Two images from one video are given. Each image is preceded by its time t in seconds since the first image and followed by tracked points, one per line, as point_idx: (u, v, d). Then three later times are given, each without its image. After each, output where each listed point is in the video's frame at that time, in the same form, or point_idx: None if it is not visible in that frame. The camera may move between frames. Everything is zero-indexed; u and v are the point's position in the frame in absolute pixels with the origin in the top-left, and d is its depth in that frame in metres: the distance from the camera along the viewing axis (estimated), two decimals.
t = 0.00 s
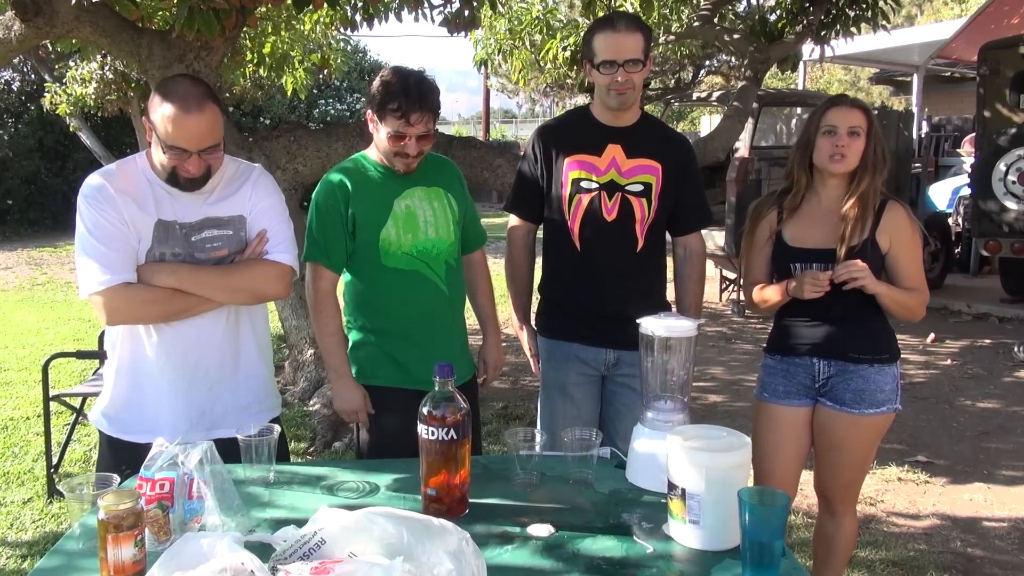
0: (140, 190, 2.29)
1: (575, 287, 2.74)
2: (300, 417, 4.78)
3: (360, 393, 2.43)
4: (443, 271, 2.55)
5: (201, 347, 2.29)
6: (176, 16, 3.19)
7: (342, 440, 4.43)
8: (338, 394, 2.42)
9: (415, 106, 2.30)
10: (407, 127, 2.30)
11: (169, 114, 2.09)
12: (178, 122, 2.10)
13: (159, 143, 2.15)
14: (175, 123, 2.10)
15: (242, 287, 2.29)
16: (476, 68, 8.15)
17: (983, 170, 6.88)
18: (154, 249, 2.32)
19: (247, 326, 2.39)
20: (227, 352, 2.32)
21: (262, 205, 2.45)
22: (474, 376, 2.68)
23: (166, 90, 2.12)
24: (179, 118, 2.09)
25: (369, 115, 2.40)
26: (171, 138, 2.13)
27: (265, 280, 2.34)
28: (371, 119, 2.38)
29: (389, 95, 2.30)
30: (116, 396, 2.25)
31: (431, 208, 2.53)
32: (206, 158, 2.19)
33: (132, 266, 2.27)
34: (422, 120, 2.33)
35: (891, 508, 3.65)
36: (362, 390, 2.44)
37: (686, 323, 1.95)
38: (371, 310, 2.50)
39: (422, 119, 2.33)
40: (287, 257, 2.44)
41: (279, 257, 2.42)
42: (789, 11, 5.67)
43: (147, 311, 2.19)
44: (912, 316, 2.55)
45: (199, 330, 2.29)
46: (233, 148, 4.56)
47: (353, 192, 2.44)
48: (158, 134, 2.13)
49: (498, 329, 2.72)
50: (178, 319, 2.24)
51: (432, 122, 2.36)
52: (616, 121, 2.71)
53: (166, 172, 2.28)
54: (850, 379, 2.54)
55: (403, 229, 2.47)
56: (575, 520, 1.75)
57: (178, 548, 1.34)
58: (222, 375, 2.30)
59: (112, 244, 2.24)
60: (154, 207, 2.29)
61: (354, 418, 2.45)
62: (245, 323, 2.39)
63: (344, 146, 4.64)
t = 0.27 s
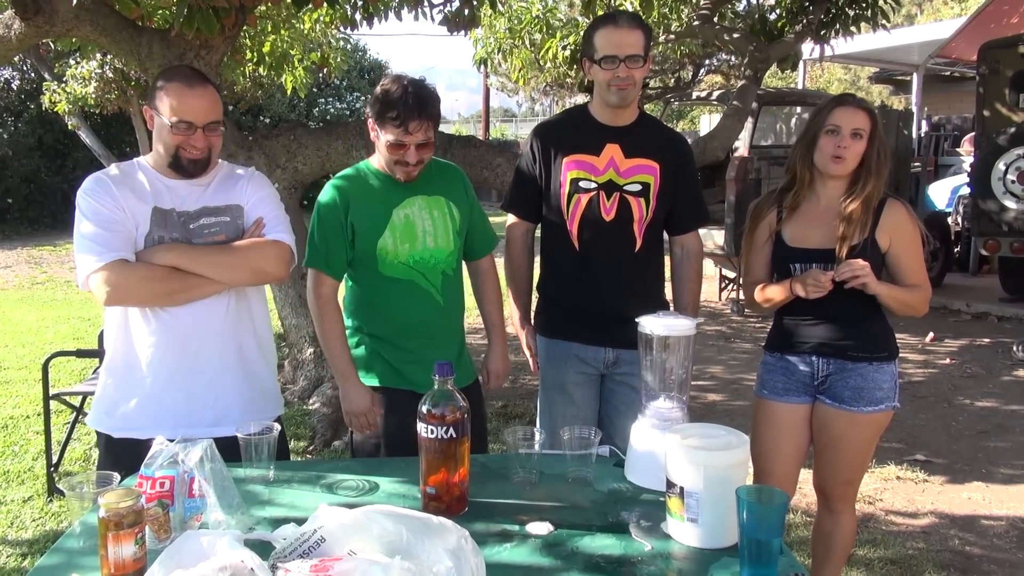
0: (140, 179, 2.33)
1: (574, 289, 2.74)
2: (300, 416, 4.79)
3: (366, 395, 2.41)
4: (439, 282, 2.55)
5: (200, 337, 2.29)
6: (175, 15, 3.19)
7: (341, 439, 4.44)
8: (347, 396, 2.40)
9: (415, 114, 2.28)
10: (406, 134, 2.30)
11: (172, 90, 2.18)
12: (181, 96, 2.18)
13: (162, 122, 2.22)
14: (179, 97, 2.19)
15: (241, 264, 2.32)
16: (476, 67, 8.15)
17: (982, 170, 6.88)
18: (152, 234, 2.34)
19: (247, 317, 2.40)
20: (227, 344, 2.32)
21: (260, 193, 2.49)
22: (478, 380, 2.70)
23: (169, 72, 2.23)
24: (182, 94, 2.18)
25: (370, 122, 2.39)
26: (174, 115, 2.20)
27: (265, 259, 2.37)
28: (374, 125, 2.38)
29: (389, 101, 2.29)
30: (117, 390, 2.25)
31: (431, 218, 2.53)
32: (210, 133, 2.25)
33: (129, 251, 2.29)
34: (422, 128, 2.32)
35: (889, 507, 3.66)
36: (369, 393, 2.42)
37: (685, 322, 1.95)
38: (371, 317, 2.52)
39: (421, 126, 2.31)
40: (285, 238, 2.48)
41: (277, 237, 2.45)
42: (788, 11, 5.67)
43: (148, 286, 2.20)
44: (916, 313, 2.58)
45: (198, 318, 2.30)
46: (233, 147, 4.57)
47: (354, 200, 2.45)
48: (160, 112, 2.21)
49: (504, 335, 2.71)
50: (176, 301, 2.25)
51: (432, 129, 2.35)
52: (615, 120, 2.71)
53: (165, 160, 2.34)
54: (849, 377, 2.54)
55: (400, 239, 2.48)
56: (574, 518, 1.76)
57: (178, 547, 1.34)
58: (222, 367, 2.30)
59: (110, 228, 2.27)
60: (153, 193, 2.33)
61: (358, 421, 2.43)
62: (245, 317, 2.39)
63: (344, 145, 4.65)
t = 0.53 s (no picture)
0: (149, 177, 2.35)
1: (575, 289, 2.75)
2: (300, 415, 4.80)
3: (353, 380, 2.48)
4: (441, 271, 2.55)
5: (206, 333, 2.30)
6: (176, 14, 3.20)
7: (341, 438, 4.45)
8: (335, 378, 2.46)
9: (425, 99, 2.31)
10: (417, 121, 2.33)
11: (185, 79, 2.27)
12: (195, 84, 2.26)
13: (174, 113, 2.28)
14: (192, 86, 2.27)
15: (245, 261, 2.32)
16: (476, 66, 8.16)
17: (982, 170, 6.89)
18: (158, 232, 2.35)
19: (252, 315, 2.40)
20: (232, 341, 2.33)
21: (267, 190, 2.50)
22: (479, 374, 2.69)
23: (181, 68, 2.32)
24: (196, 82, 2.27)
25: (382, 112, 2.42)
26: (187, 103, 2.27)
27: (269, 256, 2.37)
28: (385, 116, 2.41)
29: (402, 90, 2.32)
30: (124, 386, 2.27)
31: (436, 207, 2.53)
32: (222, 122, 2.31)
33: (134, 249, 2.30)
34: (434, 115, 2.33)
35: (888, 506, 3.67)
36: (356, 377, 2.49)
37: (685, 322, 1.96)
38: (372, 305, 2.54)
39: (433, 113, 2.33)
40: (291, 236, 2.48)
41: (282, 235, 2.45)
42: (789, 11, 5.68)
43: (150, 284, 2.21)
44: (918, 315, 2.58)
45: (204, 314, 2.31)
46: (234, 146, 4.58)
47: (359, 186, 2.49)
48: (174, 103, 2.28)
49: (509, 329, 2.71)
50: (181, 299, 2.26)
51: (445, 115, 2.36)
52: (616, 121, 2.72)
53: (174, 157, 2.36)
54: (848, 377, 2.55)
55: (403, 227, 2.49)
56: (575, 516, 1.77)
57: (181, 544, 1.35)
58: (226, 364, 2.30)
59: (116, 227, 2.28)
60: (160, 191, 2.35)
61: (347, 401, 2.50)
62: (251, 315, 2.40)
63: (344, 145, 4.65)
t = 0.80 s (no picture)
0: (172, 183, 2.35)
1: (575, 289, 2.76)
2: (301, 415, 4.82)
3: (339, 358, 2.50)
4: (442, 266, 2.57)
5: (223, 342, 2.31)
6: (178, 15, 3.21)
7: (342, 437, 4.47)
8: (319, 359, 2.49)
9: (446, 93, 2.37)
10: (439, 113, 2.38)
11: (206, 84, 2.22)
12: (215, 91, 2.21)
13: (196, 119, 2.25)
14: (213, 92, 2.22)
15: (262, 277, 2.31)
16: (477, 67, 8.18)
17: (981, 172, 6.91)
18: (180, 239, 2.36)
19: (271, 323, 2.41)
20: (249, 349, 2.34)
21: (290, 195, 2.48)
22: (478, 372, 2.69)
23: (203, 68, 2.26)
24: (216, 88, 2.22)
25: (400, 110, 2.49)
26: (208, 110, 2.23)
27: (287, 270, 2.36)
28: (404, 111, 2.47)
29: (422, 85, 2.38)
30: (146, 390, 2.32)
31: (442, 202, 2.56)
32: (243, 128, 2.28)
33: (157, 258, 2.32)
34: (453, 107, 2.39)
35: (887, 506, 3.68)
36: (340, 354, 2.50)
37: (685, 322, 1.97)
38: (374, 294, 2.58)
39: (451, 105, 2.39)
40: (307, 250, 2.43)
41: (298, 250, 2.42)
42: (789, 12, 5.69)
43: (171, 299, 2.23)
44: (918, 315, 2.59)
45: (225, 322, 2.32)
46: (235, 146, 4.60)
47: (365, 178, 2.54)
48: (195, 108, 2.24)
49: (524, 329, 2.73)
50: (201, 310, 2.28)
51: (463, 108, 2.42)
52: (617, 123, 2.73)
53: (198, 162, 2.34)
54: (848, 379, 2.57)
55: (406, 219, 2.53)
56: (575, 515, 1.78)
57: (185, 541, 1.37)
58: (244, 372, 2.32)
59: (139, 236, 2.30)
60: (183, 198, 2.35)
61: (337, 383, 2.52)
62: (269, 323, 2.40)
63: (346, 145, 4.67)
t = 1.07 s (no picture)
0: (148, 189, 2.30)
1: (573, 288, 2.76)
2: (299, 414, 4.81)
3: (344, 361, 2.54)
4: (439, 264, 2.56)
5: (210, 349, 2.30)
6: (176, 15, 3.20)
7: (339, 437, 4.46)
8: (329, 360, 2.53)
9: (449, 93, 2.37)
10: (444, 114, 2.38)
11: (183, 93, 2.16)
12: (192, 101, 2.16)
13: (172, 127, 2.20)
14: (189, 102, 2.16)
15: (263, 277, 2.33)
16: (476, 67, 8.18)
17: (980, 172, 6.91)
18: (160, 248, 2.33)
19: (258, 325, 2.41)
20: (237, 354, 2.34)
21: (272, 202, 2.48)
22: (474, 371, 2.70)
23: (179, 73, 2.19)
24: (193, 98, 2.16)
25: (401, 110, 2.49)
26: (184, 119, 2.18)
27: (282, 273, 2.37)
28: (406, 112, 2.46)
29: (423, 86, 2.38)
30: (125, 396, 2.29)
31: (439, 202, 2.56)
32: (222, 138, 2.25)
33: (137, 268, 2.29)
34: (456, 108, 2.39)
35: (884, 506, 3.68)
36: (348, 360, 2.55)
37: (680, 322, 1.97)
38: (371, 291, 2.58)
39: (454, 107, 2.39)
40: (299, 257, 2.48)
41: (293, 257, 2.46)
42: (788, 12, 5.55)
43: (154, 307, 2.20)
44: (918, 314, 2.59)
45: (207, 329, 2.30)
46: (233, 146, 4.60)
47: (363, 175, 2.55)
48: (171, 117, 2.19)
49: (514, 331, 2.73)
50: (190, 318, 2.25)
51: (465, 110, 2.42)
52: (613, 122, 2.73)
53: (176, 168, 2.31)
54: (847, 380, 2.56)
55: (403, 218, 2.52)
56: (570, 515, 1.78)
57: (178, 541, 1.36)
58: (230, 377, 2.32)
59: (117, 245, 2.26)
60: (162, 206, 2.32)
61: (338, 387, 2.54)
62: (255, 326, 2.40)
63: (344, 145, 4.66)
